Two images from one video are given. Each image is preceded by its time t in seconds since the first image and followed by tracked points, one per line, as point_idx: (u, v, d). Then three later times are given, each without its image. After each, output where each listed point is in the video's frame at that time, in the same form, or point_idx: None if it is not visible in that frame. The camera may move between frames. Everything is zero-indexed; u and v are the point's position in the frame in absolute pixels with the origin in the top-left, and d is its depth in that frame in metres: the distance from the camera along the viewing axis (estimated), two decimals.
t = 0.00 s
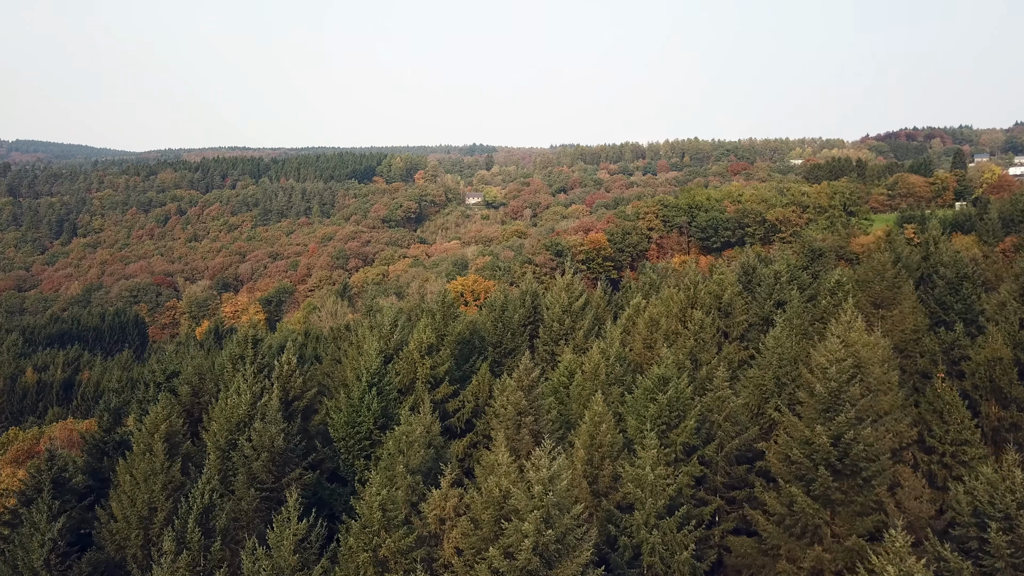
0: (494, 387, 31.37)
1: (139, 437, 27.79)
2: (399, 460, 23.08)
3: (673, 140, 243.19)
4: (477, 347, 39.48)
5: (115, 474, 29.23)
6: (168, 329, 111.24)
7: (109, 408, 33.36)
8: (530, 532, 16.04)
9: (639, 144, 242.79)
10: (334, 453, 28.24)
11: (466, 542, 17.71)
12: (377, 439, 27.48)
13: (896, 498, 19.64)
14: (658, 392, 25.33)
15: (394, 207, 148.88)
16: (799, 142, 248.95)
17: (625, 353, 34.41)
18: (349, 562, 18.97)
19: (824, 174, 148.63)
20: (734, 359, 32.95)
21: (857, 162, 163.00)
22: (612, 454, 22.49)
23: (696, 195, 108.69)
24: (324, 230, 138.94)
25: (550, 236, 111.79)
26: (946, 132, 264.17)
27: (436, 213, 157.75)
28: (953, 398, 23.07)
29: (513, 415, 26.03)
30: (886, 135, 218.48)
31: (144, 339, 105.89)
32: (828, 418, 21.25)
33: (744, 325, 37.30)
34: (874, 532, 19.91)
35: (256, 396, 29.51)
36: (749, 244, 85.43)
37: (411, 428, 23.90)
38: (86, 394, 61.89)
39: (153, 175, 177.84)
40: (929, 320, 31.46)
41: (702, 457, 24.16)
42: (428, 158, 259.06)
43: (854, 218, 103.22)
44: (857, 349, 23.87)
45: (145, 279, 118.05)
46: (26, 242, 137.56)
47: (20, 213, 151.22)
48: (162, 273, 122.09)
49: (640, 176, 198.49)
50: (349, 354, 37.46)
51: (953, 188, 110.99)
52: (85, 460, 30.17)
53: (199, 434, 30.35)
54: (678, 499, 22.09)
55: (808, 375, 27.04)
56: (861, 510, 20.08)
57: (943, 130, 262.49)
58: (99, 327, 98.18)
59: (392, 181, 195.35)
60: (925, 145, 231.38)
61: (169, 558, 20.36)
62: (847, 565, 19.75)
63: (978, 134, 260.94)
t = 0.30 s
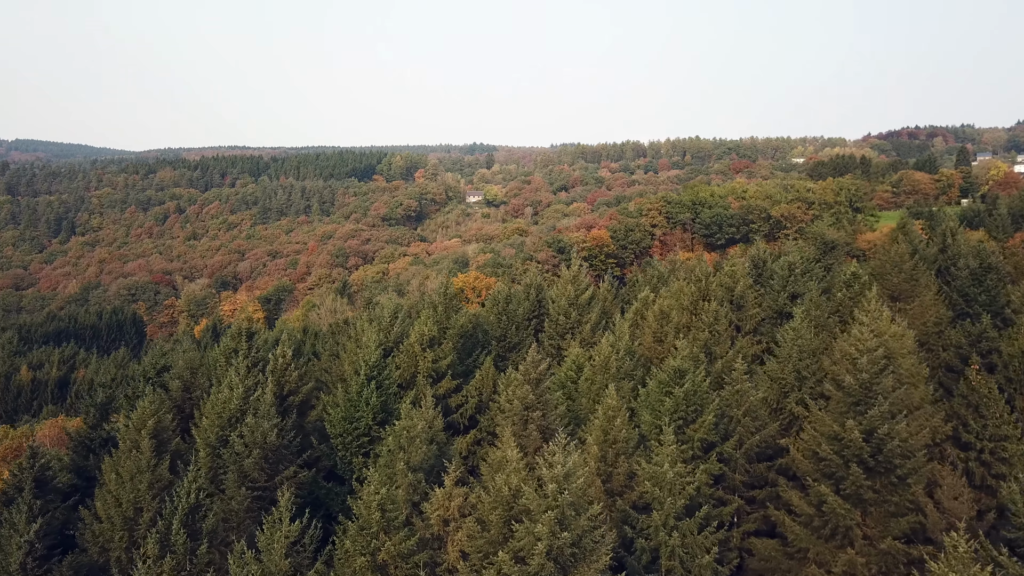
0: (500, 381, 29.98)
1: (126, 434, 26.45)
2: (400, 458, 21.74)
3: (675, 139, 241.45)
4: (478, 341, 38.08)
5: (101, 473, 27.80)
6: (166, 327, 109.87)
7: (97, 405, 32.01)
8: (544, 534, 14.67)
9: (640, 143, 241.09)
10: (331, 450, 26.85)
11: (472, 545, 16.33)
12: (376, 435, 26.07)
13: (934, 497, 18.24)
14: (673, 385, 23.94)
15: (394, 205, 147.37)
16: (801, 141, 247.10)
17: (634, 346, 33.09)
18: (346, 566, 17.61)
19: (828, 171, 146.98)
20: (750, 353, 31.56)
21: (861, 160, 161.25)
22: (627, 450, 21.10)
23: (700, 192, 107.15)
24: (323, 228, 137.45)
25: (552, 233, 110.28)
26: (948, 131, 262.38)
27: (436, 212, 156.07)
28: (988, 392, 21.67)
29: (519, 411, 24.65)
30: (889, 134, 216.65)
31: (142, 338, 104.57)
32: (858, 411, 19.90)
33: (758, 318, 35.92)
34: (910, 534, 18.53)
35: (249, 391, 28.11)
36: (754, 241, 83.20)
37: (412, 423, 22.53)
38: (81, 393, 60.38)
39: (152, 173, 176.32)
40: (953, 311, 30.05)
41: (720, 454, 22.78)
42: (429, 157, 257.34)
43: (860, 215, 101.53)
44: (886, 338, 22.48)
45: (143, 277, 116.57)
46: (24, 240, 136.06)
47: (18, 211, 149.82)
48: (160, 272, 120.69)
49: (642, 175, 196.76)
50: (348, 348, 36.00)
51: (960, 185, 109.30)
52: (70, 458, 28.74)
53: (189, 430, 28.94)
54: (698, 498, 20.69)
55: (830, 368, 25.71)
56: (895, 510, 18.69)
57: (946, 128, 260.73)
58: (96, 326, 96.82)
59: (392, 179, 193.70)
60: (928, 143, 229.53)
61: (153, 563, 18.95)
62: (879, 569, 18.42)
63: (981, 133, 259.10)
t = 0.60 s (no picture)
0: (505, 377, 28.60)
1: (111, 433, 25.02)
2: (400, 459, 20.35)
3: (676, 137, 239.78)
4: (482, 335, 36.69)
5: (86, 473, 26.40)
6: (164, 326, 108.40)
7: (84, 402, 30.63)
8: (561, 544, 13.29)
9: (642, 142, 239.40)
10: (327, 451, 25.44)
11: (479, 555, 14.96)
12: (375, 434, 24.68)
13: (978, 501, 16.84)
14: (691, 381, 22.54)
15: (394, 203, 145.85)
16: (803, 139, 245.28)
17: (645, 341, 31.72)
18: None
19: (832, 168, 145.38)
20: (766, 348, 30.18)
21: (865, 158, 159.61)
22: (644, 451, 19.67)
23: (703, 189, 105.58)
24: (323, 227, 135.92)
25: (554, 231, 108.75)
26: (951, 130, 260.58)
27: (437, 210, 154.44)
28: None
29: (527, 409, 23.23)
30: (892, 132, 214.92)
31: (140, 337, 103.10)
32: (893, 409, 18.51)
33: (772, 313, 34.53)
34: (952, 541, 17.14)
35: (241, 387, 26.70)
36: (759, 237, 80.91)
37: (414, 422, 21.11)
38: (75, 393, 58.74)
39: (151, 171, 174.79)
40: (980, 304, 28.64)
41: (741, 454, 21.39)
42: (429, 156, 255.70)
43: (867, 211, 99.87)
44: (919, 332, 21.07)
45: (142, 276, 115.15)
46: (23, 239, 134.56)
47: (17, 210, 148.33)
48: (159, 270, 119.20)
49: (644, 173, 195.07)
50: (347, 343, 34.55)
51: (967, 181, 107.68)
52: (54, 458, 27.32)
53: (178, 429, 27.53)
54: (720, 502, 19.31)
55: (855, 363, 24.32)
56: (935, 516, 17.30)
57: (948, 128, 259.06)
58: (94, 324, 95.37)
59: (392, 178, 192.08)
60: (930, 141, 227.80)
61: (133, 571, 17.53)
62: None
63: (983, 132, 257.23)
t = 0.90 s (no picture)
0: (512, 376, 27.22)
1: (94, 436, 23.58)
2: (401, 464, 18.98)
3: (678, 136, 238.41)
4: (486, 333, 35.28)
5: (67, 479, 24.99)
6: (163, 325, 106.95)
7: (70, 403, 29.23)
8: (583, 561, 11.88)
9: (643, 140, 238.02)
10: (323, 454, 24.02)
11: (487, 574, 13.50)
12: (374, 437, 23.30)
13: None
14: (710, 380, 21.17)
15: (394, 202, 144.38)
16: (805, 138, 243.63)
17: (656, 338, 30.34)
18: None
19: (836, 166, 143.82)
20: (784, 345, 28.79)
21: (869, 155, 158.18)
22: (664, 456, 18.25)
23: (707, 186, 104.30)
24: (323, 225, 134.48)
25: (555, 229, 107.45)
26: (953, 128, 259.30)
27: (438, 209, 153.09)
28: None
29: (534, 410, 21.85)
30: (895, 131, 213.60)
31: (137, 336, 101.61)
32: (934, 410, 17.13)
33: (788, 309, 33.14)
34: (1001, 555, 15.71)
35: (232, 387, 25.32)
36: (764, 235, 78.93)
37: (415, 423, 19.76)
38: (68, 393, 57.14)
39: (150, 171, 173.14)
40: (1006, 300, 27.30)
41: (764, 458, 20.02)
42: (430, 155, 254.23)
43: (874, 208, 98.53)
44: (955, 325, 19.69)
45: (140, 274, 113.69)
46: (21, 238, 133.03)
47: (15, 209, 146.84)
48: (157, 269, 117.64)
49: (646, 172, 193.72)
50: (344, 341, 33.11)
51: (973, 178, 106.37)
52: (35, 463, 25.90)
53: (167, 432, 26.10)
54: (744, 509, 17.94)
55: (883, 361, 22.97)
56: (983, 527, 15.88)
57: (950, 126, 257.91)
58: (90, 324, 93.82)
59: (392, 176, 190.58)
60: (933, 140, 226.11)
61: None
62: None
63: (985, 131, 256.11)
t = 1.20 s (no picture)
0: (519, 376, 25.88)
1: (75, 439, 22.27)
2: (402, 470, 17.64)
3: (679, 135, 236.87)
4: (490, 331, 33.83)
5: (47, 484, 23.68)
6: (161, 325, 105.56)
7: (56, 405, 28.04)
8: None
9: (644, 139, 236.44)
10: (318, 459, 22.65)
11: None
12: (372, 440, 21.92)
13: None
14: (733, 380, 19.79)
15: (394, 201, 143.07)
16: (807, 137, 241.93)
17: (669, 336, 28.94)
18: None
19: (840, 164, 142.29)
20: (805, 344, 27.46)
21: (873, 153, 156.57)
22: (687, 462, 16.87)
23: (710, 183, 102.91)
24: (322, 224, 133.05)
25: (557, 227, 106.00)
26: (955, 127, 257.54)
27: (438, 208, 151.65)
28: None
29: (544, 412, 20.45)
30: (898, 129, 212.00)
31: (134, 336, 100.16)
32: (981, 413, 15.74)
33: (804, 307, 31.78)
34: None
35: (222, 388, 23.97)
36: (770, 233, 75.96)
37: (418, 427, 18.39)
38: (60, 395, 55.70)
39: (149, 170, 171.64)
40: None
41: (792, 464, 18.66)
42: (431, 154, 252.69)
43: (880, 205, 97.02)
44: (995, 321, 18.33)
45: (138, 273, 112.36)
46: (19, 237, 131.64)
47: (13, 208, 145.43)
48: (155, 269, 116.14)
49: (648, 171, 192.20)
50: (342, 339, 31.69)
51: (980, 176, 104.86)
52: (15, 467, 24.59)
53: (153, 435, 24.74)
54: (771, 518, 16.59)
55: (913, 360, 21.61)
56: None
57: (952, 125, 256.32)
58: (88, 323, 92.28)
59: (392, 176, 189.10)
60: (936, 139, 224.52)
61: None
62: None
63: (987, 129, 254.49)
